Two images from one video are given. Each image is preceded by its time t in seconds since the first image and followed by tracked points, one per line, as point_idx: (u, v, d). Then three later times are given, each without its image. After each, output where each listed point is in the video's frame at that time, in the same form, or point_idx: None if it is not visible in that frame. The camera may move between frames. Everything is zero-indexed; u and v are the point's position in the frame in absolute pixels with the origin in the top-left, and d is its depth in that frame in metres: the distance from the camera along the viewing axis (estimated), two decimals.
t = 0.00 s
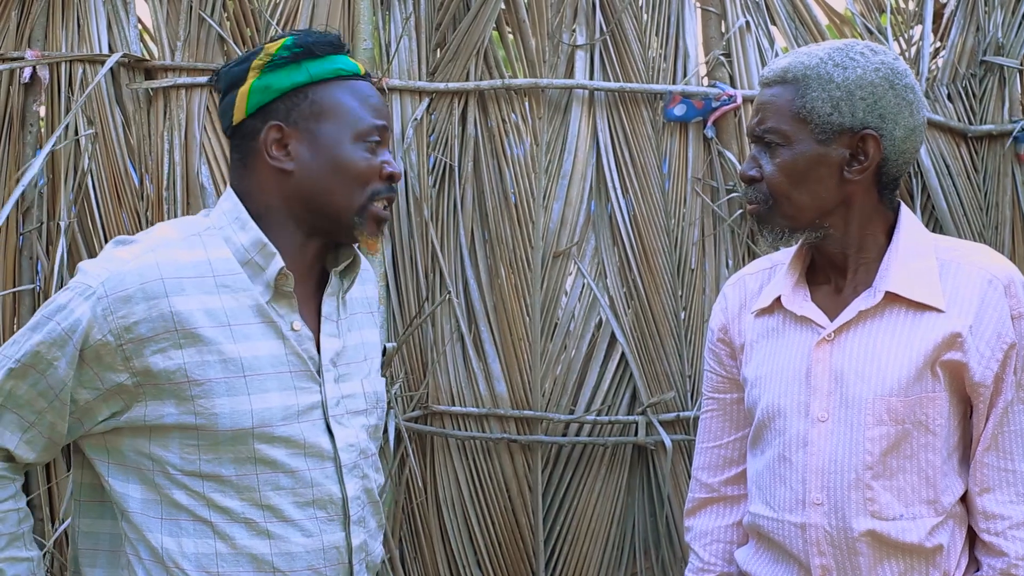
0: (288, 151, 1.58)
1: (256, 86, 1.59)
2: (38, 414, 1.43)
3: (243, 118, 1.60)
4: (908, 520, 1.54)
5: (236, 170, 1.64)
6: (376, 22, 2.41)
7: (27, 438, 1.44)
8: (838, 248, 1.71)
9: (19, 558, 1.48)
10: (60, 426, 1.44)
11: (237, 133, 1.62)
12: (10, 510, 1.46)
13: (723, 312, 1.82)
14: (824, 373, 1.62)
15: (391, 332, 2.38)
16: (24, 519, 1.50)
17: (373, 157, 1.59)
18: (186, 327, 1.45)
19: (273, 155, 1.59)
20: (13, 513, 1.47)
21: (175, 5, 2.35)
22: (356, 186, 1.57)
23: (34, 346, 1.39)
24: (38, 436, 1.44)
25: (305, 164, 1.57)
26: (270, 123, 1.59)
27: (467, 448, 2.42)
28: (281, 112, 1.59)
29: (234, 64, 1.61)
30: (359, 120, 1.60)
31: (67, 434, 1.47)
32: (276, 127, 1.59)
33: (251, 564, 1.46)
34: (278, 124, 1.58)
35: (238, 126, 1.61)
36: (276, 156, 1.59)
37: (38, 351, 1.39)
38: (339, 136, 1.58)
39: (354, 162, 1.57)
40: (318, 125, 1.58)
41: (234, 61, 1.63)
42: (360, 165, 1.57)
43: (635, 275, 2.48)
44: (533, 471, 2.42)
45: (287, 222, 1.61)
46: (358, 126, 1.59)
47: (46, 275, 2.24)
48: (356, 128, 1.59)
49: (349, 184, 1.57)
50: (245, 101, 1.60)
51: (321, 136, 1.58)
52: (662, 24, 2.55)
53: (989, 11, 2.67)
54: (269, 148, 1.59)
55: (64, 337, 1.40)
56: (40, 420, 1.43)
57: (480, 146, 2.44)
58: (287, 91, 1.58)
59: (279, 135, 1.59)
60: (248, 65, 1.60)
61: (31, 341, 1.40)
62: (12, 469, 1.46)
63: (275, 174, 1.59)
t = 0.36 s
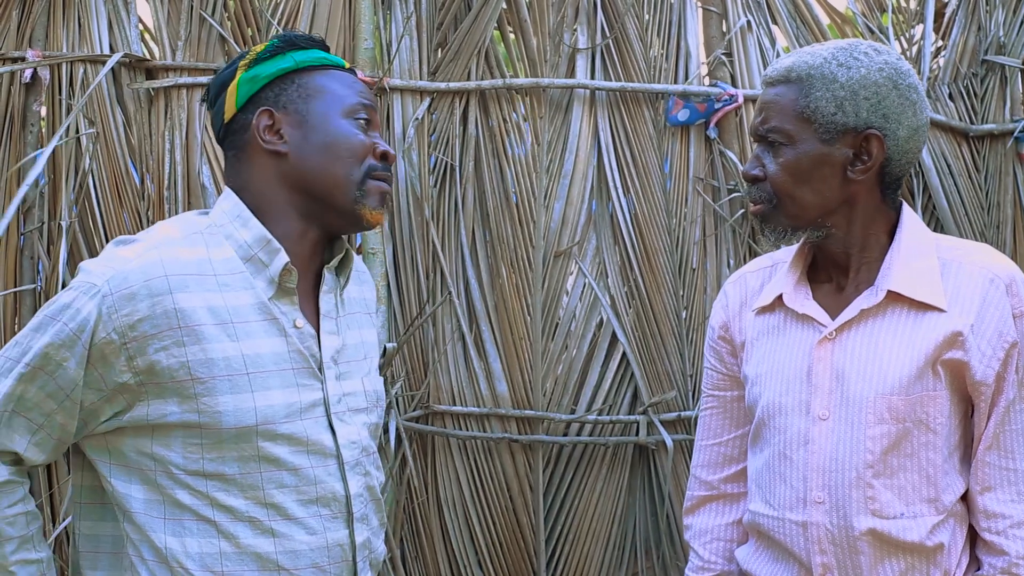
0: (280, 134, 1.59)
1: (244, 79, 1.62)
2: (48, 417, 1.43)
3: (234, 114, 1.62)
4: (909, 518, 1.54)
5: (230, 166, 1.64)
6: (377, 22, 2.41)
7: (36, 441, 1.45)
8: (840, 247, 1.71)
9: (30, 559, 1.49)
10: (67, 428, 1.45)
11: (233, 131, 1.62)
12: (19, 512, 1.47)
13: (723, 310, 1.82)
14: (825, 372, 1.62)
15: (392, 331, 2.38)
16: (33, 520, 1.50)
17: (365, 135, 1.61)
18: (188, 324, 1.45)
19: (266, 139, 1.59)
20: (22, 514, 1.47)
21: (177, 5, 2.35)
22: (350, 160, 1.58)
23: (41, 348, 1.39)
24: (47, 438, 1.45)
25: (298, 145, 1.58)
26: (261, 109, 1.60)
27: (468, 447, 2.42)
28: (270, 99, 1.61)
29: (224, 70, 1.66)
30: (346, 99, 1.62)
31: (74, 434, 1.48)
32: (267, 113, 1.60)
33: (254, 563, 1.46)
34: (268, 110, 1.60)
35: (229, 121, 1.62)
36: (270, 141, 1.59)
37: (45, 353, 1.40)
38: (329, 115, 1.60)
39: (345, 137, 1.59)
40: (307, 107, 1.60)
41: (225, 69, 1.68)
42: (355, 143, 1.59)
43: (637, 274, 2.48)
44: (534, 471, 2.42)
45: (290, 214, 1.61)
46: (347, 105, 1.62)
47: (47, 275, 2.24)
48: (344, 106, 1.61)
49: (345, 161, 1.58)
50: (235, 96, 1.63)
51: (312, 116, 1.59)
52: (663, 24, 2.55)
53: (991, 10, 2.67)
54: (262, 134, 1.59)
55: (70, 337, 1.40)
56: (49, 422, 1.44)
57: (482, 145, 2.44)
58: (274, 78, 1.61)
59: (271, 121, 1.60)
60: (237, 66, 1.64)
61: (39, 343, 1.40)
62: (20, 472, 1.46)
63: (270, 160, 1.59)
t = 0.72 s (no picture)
0: (308, 144, 1.59)
1: (276, 79, 1.60)
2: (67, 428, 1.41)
3: (262, 111, 1.61)
4: (910, 518, 1.54)
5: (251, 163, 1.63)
6: (378, 21, 2.41)
7: (58, 452, 1.41)
8: (841, 246, 1.71)
9: None
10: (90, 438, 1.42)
11: (258, 129, 1.61)
12: (37, 531, 1.39)
13: (725, 309, 1.81)
14: (827, 371, 1.61)
15: (393, 331, 2.38)
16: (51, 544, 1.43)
17: (390, 152, 1.61)
18: (200, 321, 1.45)
19: (293, 147, 1.59)
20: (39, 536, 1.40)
21: (178, 4, 2.35)
22: (374, 178, 1.59)
23: (60, 353, 1.38)
24: (70, 450, 1.42)
25: (326, 157, 1.58)
26: (291, 116, 1.59)
27: (469, 446, 2.42)
28: (300, 105, 1.60)
29: (254, 62, 1.63)
30: (375, 115, 1.62)
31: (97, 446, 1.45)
32: (296, 120, 1.59)
33: (256, 564, 1.46)
34: (298, 117, 1.59)
35: (256, 118, 1.61)
36: (296, 149, 1.59)
37: (64, 359, 1.39)
38: (357, 130, 1.60)
39: (372, 155, 1.59)
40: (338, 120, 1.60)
41: (253, 60, 1.65)
42: (380, 160, 1.59)
43: (638, 273, 2.48)
44: (535, 470, 2.42)
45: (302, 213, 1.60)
46: (375, 121, 1.61)
47: (48, 274, 2.23)
48: (372, 122, 1.61)
49: (369, 178, 1.59)
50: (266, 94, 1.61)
51: (341, 129, 1.59)
52: (664, 23, 2.55)
53: (993, 9, 2.67)
54: (290, 141, 1.59)
55: (88, 339, 1.39)
56: (71, 432, 1.41)
57: (483, 144, 2.44)
58: (307, 85, 1.60)
59: (299, 129, 1.59)
60: (268, 62, 1.62)
61: (56, 349, 1.39)
62: (43, 489, 1.42)
63: (294, 167, 1.59)
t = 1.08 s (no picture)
0: (311, 148, 1.59)
1: (280, 83, 1.61)
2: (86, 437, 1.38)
3: (265, 115, 1.61)
4: (906, 518, 1.54)
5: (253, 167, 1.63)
6: (375, 21, 2.40)
7: (83, 466, 1.39)
8: (838, 246, 1.71)
9: None
10: (114, 448, 1.40)
11: (263, 133, 1.62)
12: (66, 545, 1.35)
13: (721, 309, 1.81)
14: (823, 371, 1.62)
15: (390, 331, 2.38)
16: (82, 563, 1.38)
17: (393, 156, 1.61)
18: (207, 319, 1.45)
19: (296, 151, 1.59)
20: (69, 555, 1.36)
21: (174, 4, 2.35)
22: (377, 182, 1.59)
23: (77, 358, 1.37)
24: (94, 461, 1.39)
25: (329, 161, 1.59)
26: (294, 120, 1.60)
27: (465, 446, 2.42)
28: (304, 109, 1.60)
29: (259, 65, 1.64)
30: (379, 119, 1.61)
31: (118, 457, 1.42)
32: (299, 124, 1.60)
33: (255, 563, 1.45)
34: (302, 121, 1.60)
35: (260, 122, 1.61)
36: (299, 152, 1.59)
37: (82, 365, 1.37)
38: (361, 134, 1.60)
39: (375, 159, 1.59)
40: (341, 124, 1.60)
41: (258, 63, 1.65)
42: (382, 164, 1.59)
43: (635, 274, 2.48)
44: (531, 470, 2.42)
45: (305, 218, 1.60)
46: (378, 125, 1.61)
47: (44, 275, 2.24)
48: (376, 126, 1.61)
49: (372, 182, 1.58)
50: (270, 98, 1.61)
51: (344, 133, 1.59)
52: (661, 23, 2.55)
53: (989, 9, 2.67)
54: (293, 145, 1.59)
55: (102, 340, 1.38)
56: (93, 442, 1.39)
57: (480, 144, 2.44)
58: (311, 89, 1.60)
59: (303, 133, 1.59)
60: (272, 65, 1.62)
61: (73, 356, 1.38)
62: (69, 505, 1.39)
63: (297, 170, 1.59)
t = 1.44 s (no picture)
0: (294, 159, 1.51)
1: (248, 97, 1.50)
2: (131, 464, 1.32)
3: (239, 133, 1.52)
4: (904, 519, 1.54)
5: (235, 179, 1.55)
6: (372, 21, 2.41)
7: (129, 496, 1.32)
8: (835, 247, 1.71)
9: None
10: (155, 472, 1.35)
11: (240, 147, 1.52)
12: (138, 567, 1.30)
13: (719, 311, 1.82)
14: (821, 372, 1.62)
15: (388, 331, 2.39)
16: None
17: (377, 147, 1.55)
18: (214, 330, 1.40)
19: (280, 165, 1.51)
20: None
21: (171, 3, 2.34)
22: (368, 179, 1.54)
23: (103, 389, 1.30)
24: (139, 488, 1.33)
25: (315, 169, 1.51)
26: (272, 134, 1.51)
27: (463, 446, 2.42)
28: (279, 120, 1.51)
29: (219, 77, 1.52)
30: (355, 112, 1.54)
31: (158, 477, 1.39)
32: (278, 137, 1.51)
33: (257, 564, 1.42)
34: (279, 133, 1.50)
35: (234, 141, 1.52)
36: (283, 166, 1.51)
37: (110, 395, 1.31)
38: (342, 134, 1.52)
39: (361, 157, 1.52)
40: (319, 127, 1.52)
41: (217, 72, 1.54)
42: (371, 161, 1.53)
43: (632, 273, 2.48)
44: (530, 469, 2.42)
45: (292, 213, 1.54)
46: (356, 119, 1.54)
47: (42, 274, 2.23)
48: (355, 121, 1.53)
49: (363, 182, 1.53)
50: (239, 115, 1.51)
51: (325, 137, 1.51)
52: (660, 23, 2.55)
53: (987, 9, 2.67)
54: (275, 160, 1.51)
55: (121, 363, 1.32)
56: (135, 470, 1.32)
57: (477, 144, 2.44)
58: (282, 99, 1.50)
59: (283, 144, 1.51)
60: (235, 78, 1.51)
61: (97, 386, 1.31)
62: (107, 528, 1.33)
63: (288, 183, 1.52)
